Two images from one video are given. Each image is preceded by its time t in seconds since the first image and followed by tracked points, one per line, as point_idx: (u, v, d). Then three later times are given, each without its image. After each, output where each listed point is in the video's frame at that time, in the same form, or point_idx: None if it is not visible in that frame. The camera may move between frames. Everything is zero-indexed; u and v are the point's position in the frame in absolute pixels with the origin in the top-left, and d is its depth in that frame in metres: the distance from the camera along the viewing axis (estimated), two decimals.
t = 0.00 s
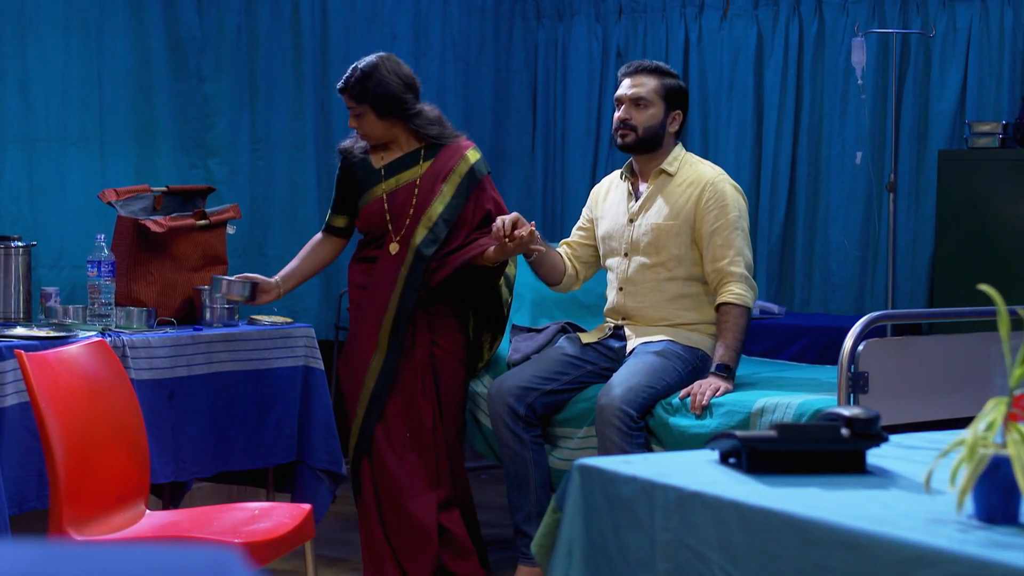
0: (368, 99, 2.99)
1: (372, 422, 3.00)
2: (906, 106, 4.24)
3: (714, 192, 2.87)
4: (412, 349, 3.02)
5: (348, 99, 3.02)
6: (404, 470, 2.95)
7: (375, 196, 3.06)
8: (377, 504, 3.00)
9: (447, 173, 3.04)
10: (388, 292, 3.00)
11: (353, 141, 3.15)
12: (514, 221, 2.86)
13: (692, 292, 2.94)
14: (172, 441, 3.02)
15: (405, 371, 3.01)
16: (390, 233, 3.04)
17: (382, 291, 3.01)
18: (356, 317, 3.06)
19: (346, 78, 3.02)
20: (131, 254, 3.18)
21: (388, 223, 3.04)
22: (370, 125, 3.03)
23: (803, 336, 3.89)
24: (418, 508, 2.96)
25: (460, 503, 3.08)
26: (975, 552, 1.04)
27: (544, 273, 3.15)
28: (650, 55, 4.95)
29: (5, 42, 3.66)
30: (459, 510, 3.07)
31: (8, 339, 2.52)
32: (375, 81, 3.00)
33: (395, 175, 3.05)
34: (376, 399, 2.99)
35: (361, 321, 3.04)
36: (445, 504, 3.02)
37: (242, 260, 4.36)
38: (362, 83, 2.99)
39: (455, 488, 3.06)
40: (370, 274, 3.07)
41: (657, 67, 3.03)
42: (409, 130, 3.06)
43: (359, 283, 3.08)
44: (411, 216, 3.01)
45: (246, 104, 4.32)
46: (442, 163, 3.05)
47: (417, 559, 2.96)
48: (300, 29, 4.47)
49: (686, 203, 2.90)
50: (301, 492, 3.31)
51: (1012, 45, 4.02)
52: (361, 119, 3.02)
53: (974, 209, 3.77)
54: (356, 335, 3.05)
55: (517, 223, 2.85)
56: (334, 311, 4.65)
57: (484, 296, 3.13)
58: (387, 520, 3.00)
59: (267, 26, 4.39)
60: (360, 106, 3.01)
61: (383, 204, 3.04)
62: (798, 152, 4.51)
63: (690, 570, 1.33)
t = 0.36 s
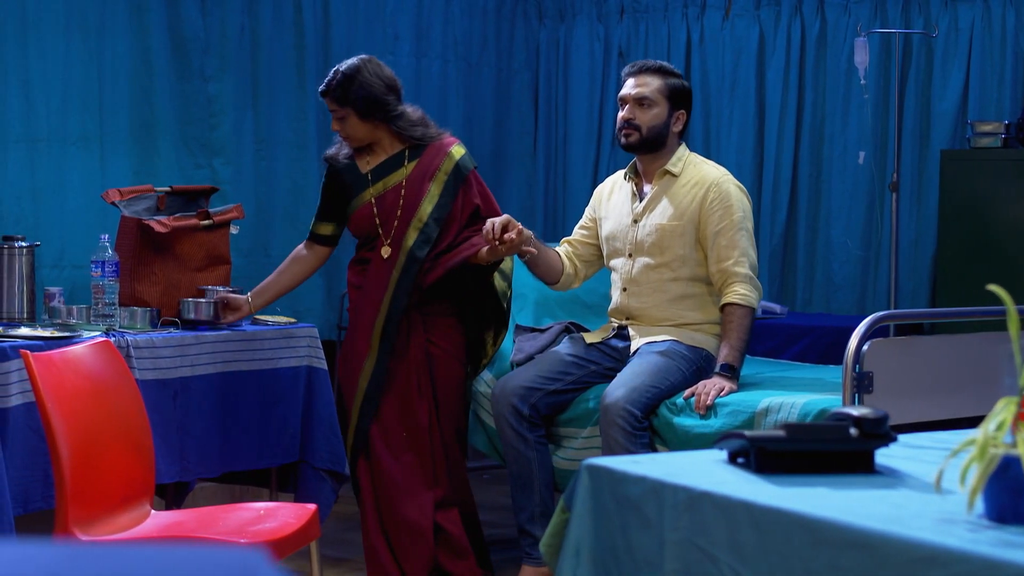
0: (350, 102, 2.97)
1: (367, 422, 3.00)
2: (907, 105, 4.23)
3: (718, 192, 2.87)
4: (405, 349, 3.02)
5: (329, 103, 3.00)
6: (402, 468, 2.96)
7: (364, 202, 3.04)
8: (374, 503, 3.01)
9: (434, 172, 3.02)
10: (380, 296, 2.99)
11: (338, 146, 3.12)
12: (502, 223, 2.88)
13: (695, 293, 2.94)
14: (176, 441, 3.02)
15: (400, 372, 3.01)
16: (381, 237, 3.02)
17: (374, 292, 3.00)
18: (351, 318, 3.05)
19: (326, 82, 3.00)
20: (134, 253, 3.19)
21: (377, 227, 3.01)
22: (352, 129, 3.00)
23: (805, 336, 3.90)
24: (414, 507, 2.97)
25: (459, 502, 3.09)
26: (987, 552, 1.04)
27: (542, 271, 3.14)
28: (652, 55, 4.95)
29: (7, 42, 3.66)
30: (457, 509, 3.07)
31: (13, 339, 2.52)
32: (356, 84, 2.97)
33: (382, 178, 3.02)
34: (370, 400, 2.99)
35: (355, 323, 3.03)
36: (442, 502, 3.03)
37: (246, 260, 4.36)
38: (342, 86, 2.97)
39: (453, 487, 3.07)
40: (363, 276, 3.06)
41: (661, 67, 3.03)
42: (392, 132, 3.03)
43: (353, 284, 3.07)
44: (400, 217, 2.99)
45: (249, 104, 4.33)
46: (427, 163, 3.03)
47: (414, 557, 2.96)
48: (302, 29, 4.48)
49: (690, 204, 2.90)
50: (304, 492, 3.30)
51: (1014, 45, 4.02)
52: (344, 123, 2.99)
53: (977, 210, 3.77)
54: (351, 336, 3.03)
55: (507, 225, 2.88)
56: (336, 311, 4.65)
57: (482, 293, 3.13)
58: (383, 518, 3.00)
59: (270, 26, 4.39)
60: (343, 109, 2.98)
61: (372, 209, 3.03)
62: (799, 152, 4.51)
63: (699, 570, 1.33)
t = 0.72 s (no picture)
0: (369, 106, 2.90)
1: (372, 421, 2.99)
2: (909, 105, 4.23)
3: (722, 193, 2.87)
4: (411, 347, 3.02)
5: (346, 106, 2.89)
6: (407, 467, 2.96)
7: (365, 203, 3.02)
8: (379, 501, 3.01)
9: (436, 170, 3.02)
10: (384, 296, 2.99)
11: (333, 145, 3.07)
12: (502, 229, 2.89)
13: (699, 293, 2.94)
14: (181, 441, 3.02)
15: (405, 371, 3.01)
16: (384, 236, 3.01)
17: (379, 292, 2.99)
18: (354, 318, 3.04)
19: (341, 84, 2.88)
20: (137, 254, 3.19)
21: (380, 227, 3.00)
22: (369, 131, 2.94)
23: (807, 336, 3.90)
24: (420, 507, 2.97)
25: (463, 501, 3.09)
26: (1002, 552, 1.04)
27: (543, 271, 3.14)
28: (653, 55, 4.96)
29: (9, 42, 3.66)
30: (462, 508, 3.08)
31: (18, 339, 2.52)
32: (372, 86, 2.89)
33: (384, 179, 3.01)
34: (376, 399, 2.99)
35: (359, 323, 3.02)
36: (448, 501, 3.04)
37: (249, 260, 4.37)
38: (362, 89, 2.88)
39: (458, 487, 3.07)
40: (365, 275, 3.05)
41: (665, 68, 3.03)
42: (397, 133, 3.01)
43: (355, 284, 3.06)
44: (403, 217, 2.99)
45: (252, 104, 4.33)
46: (429, 161, 3.02)
47: (419, 556, 2.96)
48: (305, 29, 4.48)
49: (694, 204, 2.90)
50: (308, 492, 3.30)
51: (1016, 45, 4.02)
52: (361, 126, 2.92)
53: (979, 210, 3.77)
54: (354, 335, 3.03)
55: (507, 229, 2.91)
56: (339, 311, 4.66)
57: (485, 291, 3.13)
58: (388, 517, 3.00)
59: (272, 25, 4.39)
60: (365, 111, 2.91)
61: (374, 209, 3.01)
62: (801, 152, 4.51)
63: (709, 570, 1.33)
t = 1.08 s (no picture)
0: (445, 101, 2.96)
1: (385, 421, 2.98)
2: (910, 106, 4.23)
3: (726, 193, 2.87)
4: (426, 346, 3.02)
5: (434, 103, 2.93)
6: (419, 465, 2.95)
7: (377, 202, 2.98)
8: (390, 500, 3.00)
9: (448, 169, 3.03)
10: (402, 296, 2.98)
11: (340, 141, 3.00)
12: (506, 230, 2.93)
13: (704, 293, 2.94)
14: (184, 441, 3.02)
15: (419, 369, 3.01)
16: (397, 236, 2.99)
17: (392, 288, 2.99)
18: (363, 317, 3.03)
19: (429, 82, 2.90)
20: (142, 253, 3.19)
21: (393, 228, 2.98)
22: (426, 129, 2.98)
23: (808, 336, 3.90)
24: (432, 506, 2.96)
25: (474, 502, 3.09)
26: (1019, 552, 1.04)
27: (545, 271, 3.15)
28: (654, 55, 4.96)
29: (11, 42, 3.66)
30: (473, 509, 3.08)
31: (23, 339, 2.53)
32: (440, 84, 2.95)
33: (396, 179, 2.99)
34: (389, 398, 2.98)
35: (371, 322, 3.01)
36: (459, 500, 3.03)
37: (250, 260, 4.37)
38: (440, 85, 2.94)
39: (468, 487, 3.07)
40: (376, 276, 3.03)
41: (668, 68, 3.03)
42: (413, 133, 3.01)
43: (364, 284, 3.04)
44: (417, 217, 2.98)
45: (253, 104, 4.33)
46: (441, 161, 3.03)
47: (430, 554, 2.96)
48: (307, 29, 4.48)
49: (698, 205, 2.90)
50: (311, 492, 3.30)
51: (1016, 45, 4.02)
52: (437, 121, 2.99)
53: (980, 210, 3.77)
54: (364, 334, 3.01)
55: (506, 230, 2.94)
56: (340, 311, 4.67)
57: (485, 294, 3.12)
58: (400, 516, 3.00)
59: (274, 26, 4.39)
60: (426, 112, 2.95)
61: (385, 210, 2.98)
62: (802, 151, 4.51)
63: (725, 570, 1.33)
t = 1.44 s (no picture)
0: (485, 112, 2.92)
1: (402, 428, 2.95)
2: (907, 106, 4.24)
3: (727, 193, 2.88)
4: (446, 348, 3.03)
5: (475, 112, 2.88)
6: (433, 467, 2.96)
7: (403, 206, 2.93)
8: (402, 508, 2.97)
9: (468, 175, 3.04)
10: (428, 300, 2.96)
11: (369, 141, 2.92)
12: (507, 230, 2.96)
13: (704, 293, 2.94)
14: (184, 441, 3.02)
15: (439, 371, 3.01)
16: (421, 241, 2.96)
17: (414, 292, 2.96)
18: (381, 323, 2.98)
19: (475, 93, 2.86)
20: (141, 254, 3.19)
21: (419, 233, 2.95)
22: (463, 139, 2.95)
23: (805, 336, 3.90)
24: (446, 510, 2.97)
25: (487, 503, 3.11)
26: None
27: (544, 271, 3.15)
28: (650, 55, 4.96)
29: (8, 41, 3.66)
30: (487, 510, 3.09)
31: (23, 340, 2.52)
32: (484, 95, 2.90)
33: (422, 184, 2.95)
34: (409, 404, 2.95)
35: (391, 327, 2.96)
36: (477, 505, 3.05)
37: (248, 261, 4.37)
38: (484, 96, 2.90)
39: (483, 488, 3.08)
40: (395, 280, 2.98)
41: (668, 68, 3.03)
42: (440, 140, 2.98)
43: (382, 287, 2.98)
44: (443, 223, 2.97)
45: (249, 104, 4.32)
46: (461, 167, 3.04)
47: (443, 558, 2.97)
48: (304, 29, 4.47)
49: (698, 205, 2.90)
50: (309, 492, 3.30)
51: (1012, 46, 4.03)
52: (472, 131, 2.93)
53: (976, 210, 3.78)
54: (380, 341, 2.97)
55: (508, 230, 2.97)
56: (337, 311, 4.67)
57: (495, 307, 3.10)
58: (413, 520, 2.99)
59: (271, 26, 4.39)
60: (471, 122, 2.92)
61: (413, 215, 2.94)
62: (797, 151, 4.51)
63: (736, 569, 1.33)
